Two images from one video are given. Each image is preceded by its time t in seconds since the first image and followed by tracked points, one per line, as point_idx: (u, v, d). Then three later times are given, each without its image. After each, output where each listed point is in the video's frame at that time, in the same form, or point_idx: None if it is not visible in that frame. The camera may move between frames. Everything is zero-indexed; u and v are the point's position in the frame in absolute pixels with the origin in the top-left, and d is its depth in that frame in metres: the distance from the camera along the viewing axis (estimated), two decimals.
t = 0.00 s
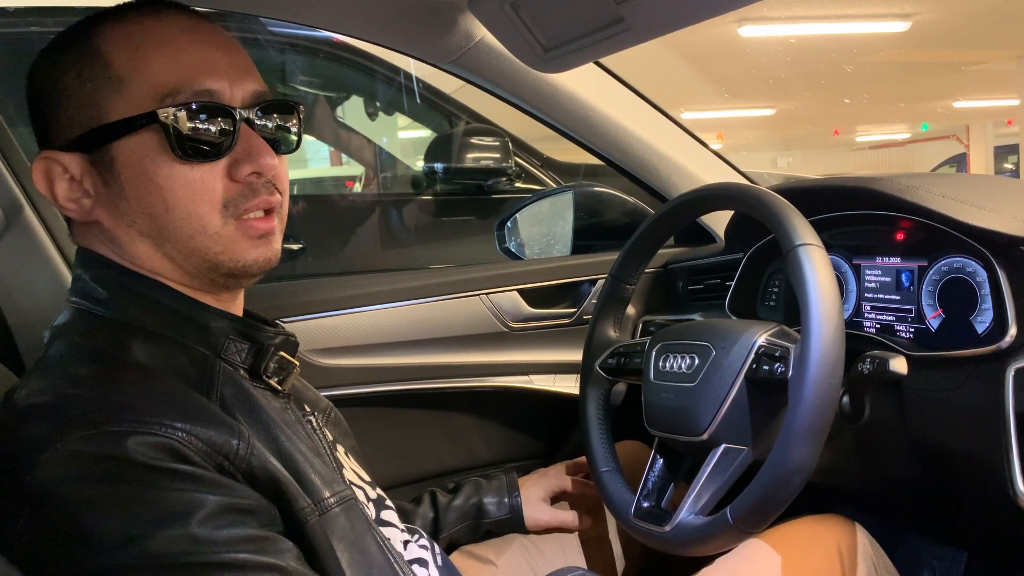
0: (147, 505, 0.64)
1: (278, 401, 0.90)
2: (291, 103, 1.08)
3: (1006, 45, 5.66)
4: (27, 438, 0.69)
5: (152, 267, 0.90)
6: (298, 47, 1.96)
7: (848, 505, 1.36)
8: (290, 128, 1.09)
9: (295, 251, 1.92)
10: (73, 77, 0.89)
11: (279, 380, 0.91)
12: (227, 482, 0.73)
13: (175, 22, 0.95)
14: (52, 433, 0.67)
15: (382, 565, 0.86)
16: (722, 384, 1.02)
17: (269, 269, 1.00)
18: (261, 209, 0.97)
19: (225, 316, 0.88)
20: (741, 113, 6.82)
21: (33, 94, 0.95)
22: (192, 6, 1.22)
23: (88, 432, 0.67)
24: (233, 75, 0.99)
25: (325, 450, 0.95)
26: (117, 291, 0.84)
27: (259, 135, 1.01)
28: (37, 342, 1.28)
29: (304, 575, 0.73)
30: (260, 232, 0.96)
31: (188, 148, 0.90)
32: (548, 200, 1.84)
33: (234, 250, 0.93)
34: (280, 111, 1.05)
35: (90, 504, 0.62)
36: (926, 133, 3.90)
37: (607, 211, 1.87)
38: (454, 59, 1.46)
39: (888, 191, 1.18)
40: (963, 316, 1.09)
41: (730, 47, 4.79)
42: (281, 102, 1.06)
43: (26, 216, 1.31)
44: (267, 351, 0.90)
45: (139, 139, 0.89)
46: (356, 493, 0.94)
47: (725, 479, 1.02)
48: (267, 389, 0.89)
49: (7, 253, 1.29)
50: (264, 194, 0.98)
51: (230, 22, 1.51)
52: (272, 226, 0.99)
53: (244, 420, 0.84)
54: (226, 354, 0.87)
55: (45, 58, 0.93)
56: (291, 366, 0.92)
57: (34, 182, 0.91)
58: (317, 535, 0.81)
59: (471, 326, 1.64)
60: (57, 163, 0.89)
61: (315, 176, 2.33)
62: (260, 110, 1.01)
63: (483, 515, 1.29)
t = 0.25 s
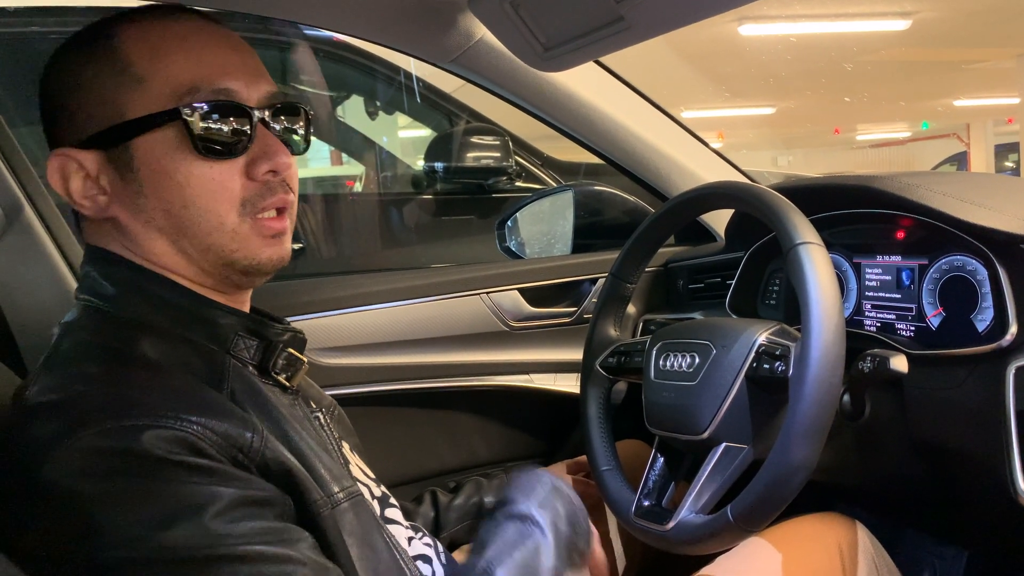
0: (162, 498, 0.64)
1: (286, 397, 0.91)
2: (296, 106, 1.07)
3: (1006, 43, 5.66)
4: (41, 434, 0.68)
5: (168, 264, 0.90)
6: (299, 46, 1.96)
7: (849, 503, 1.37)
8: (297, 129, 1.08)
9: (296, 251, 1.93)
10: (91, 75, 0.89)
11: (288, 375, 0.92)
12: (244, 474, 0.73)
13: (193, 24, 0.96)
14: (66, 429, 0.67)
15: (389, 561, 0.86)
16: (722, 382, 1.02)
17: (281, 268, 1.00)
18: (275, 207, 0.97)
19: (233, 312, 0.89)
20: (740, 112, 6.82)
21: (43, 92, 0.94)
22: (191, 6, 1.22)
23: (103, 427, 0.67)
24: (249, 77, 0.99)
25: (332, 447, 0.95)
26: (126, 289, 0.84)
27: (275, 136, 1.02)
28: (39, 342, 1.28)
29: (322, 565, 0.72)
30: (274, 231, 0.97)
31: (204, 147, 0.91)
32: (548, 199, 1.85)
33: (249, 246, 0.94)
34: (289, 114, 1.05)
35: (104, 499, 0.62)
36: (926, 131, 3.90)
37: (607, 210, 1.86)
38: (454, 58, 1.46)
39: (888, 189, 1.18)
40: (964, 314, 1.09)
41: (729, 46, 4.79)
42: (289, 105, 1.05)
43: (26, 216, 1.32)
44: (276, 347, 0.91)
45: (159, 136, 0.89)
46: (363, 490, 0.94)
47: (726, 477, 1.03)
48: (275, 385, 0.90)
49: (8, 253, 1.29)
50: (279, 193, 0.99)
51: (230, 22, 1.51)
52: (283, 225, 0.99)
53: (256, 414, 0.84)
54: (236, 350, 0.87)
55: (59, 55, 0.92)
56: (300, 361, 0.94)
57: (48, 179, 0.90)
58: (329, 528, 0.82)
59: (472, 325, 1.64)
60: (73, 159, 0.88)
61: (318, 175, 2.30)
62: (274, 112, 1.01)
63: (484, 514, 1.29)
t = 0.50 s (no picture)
0: (159, 494, 0.64)
1: (291, 394, 0.91)
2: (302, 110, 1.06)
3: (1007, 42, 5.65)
4: (45, 430, 0.68)
5: (176, 261, 0.90)
6: (299, 45, 1.96)
7: (850, 502, 1.37)
8: (302, 133, 1.08)
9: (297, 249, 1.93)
10: (106, 72, 0.89)
11: (292, 372, 0.92)
12: (243, 471, 0.72)
13: (207, 25, 0.96)
14: (68, 424, 0.67)
15: (392, 558, 0.86)
16: (725, 380, 1.02)
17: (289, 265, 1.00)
18: (284, 206, 0.97)
19: (237, 309, 0.89)
20: (741, 110, 6.82)
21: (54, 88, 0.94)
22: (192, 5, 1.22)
23: (105, 422, 0.67)
24: (262, 78, 1.00)
25: (335, 443, 0.95)
26: (128, 286, 0.84)
27: (285, 138, 1.02)
28: (41, 340, 1.28)
29: (323, 563, 0.71)
30: (282, 227, 0.96)
31: (217, 146, 0.91)
32: (550, 198, 1.85)
33: (257, 242, 0.93)
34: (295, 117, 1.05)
35: (105, 495, 0.63)
36: (927, 130, 3.90)
37: (606, 209, 1.84)
38: (455, 57, 1.46)
39: (889, 188, 1.18)
40: (965, 312, 1.09)
41: (729, 45, 4.79)
42: (294, 109, 1.05)
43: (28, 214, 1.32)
44: (279, 344, 0.91)
45: (173, 133, 0.89)
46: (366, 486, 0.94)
47: (727, 476, 1.03)
48: (280, 382, 0.91)
49: (10, 252, 1.29)
50: (289, 193, 0.98)
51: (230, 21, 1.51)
52: (292, 223, 0.99)
53: (258, 411, 0.84)
54: (239, 346, 0.88)
55: (72, 51, 0.92)
56: (303, 358, 0.94)
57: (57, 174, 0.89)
58: (328, 526, 0.81)
59: (473, 324, 1.65)
60: (83, 155, 0.88)
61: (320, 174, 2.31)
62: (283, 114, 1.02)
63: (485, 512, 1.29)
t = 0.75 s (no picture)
0: (158, 497, 0.64)
1: (288, 393, 0.91)
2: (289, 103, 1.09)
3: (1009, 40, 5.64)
4: (41, 435, 0.68)
5: (165, 260, 0.90)
6: (299, 43, 1.96)
7: (851, 501, 1.37)
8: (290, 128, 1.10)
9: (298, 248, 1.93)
10: (90, 72, 0.88)
11: (289, 372, 0.92)
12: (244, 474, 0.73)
13: (189, 21, 0.96)
14: (64, 429, 0.67)
15: (392, 557, 0.86)
16: (725, 379, 1.02)
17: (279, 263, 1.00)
18: (271, 201, 0.98)
19: (234, 310, 0.90)
20: (743, 109, 6.81)
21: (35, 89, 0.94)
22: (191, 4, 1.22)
23: (101, 426, 0.67)
24: (244, 73, 1.00)
25: (333, 442, 0.95)
26: (126, 288, 0.84)
27: (270, 131, 1.03)
28: (40, 339, 1.28)
29: (320, 563, 0.71)
30: (272, 225, 0.97)
31: (200, 140, 0.91)
32: (550, 196, 1.86)
33: (247, 240, 0.93)
34: (280, 110, 1.06)
35: (101, 498, 0.63)
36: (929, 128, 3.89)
37: (608, 207, 1.83)
38: (455, 55, 1.46)
39: (889, 186, 1.18)
40: (966, 311, 1.08)
41: (731, 44, 4.78)
42: (280, 103, 1.06)
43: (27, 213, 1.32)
44: (276, 344, 0.91)
45: (155, 130, 0.89)
46: (365, 485, 0.94)
47: (728, 475, 1.03)
48: (276, 382, 0.91)
49: (10, 251, 1.29)
50: (277, 187, 0.99)
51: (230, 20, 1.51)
52: (281, 220, 0.99)
53: (256, 411, 0.84)
54: (237, 347, 0.88)
55: (52, 52, 0.92)
56: (300, 358, 0.93)
57: (42, 177, 0.89)
58: (326, 526, 0.81)
59: (472, 323, 1.65)
60: (68, 156, 0.88)
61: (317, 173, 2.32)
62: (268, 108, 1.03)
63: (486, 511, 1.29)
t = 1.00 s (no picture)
0: (164, 495, 0.64)
1: (292, 392, 0.91)
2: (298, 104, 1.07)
3: (1010, 39, 5.64)
4: (48, 431, 0.68)
5: (176, 257, 0.90)
6: (300, 42, 1.96)
7: (852, 501, 1.37)
8: (299, 128, 1.09)
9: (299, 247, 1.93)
10: (104, 69, 0.89)
11: (293, 371, 0.92)
12: (247, 471, 0.72)
13: (200, 21, 0.96)
14: (71, 425, 0.67)
15: (395, 555, 0.86)
16: (727, 379, 1.02)
17: (286, 263, 1.00)
18: (288, 202, 0.97)
19: (238, 308, 0.89)
20: (743, 108, 6.81)
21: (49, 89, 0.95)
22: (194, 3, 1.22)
23: (108, 422, 0.67)
24: (258, 73, 1.00)
25: (337, 440, 0.95)
26: (129, 285, 0.84)
27: (282, 132, 1.02)
28: (43, 337, 1.28)
29: (326, 561, 0.71)
30: (286, 224, 0.97)
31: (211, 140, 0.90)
32: (552, 195, 1.86)
33: (260, 238, 0.93)
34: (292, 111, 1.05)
35: (108, 495, 0.63)
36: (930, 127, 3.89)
37: (609, 207, 1.84)
38: (457, 54, 1.46)
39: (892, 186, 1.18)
40: (968, 311, 1.08)
41: (731, 43, 4.78)
42: (290, 105, 1.05)
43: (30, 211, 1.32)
44: (280, 343, 0.91)
45: (169, 128, 0.89)
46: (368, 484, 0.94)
47: (730, 474, 1.03)
48: (280, 381, 0.91)
49: (12, 249, 1.29)
50: (291, 188, 0.99)
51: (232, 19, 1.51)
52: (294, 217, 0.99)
53: (261, 409, 0.84)
54: (241, 345, 0.88)
55: (69, 49, 0.92)
56: (305, 357, 0.94)
57: (54, 174, 0.89)
58: (331, 524, 0.81)
59: (474, 322, 1.66)
60: (81, 152, 0.88)
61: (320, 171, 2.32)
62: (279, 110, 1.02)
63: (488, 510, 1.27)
